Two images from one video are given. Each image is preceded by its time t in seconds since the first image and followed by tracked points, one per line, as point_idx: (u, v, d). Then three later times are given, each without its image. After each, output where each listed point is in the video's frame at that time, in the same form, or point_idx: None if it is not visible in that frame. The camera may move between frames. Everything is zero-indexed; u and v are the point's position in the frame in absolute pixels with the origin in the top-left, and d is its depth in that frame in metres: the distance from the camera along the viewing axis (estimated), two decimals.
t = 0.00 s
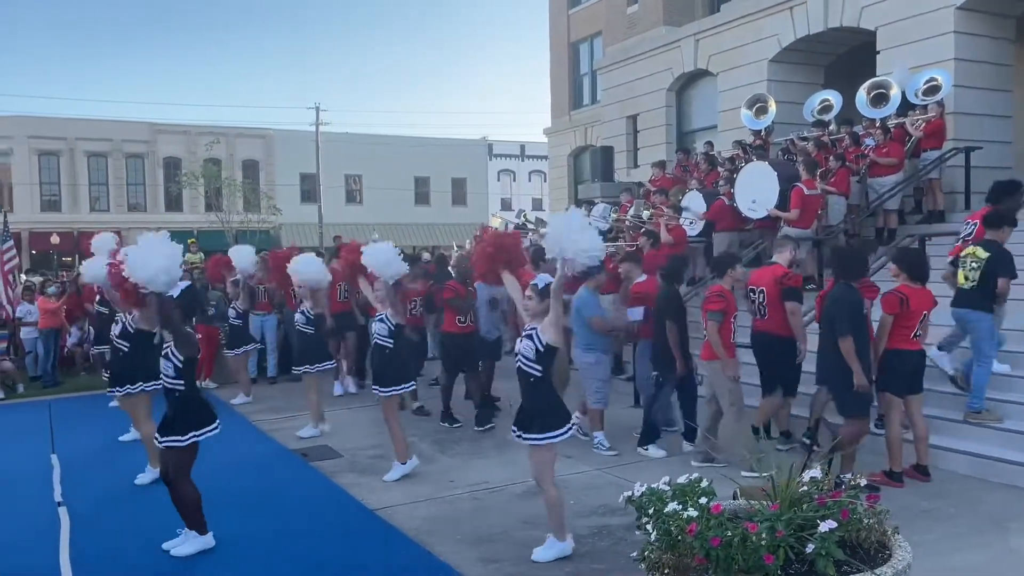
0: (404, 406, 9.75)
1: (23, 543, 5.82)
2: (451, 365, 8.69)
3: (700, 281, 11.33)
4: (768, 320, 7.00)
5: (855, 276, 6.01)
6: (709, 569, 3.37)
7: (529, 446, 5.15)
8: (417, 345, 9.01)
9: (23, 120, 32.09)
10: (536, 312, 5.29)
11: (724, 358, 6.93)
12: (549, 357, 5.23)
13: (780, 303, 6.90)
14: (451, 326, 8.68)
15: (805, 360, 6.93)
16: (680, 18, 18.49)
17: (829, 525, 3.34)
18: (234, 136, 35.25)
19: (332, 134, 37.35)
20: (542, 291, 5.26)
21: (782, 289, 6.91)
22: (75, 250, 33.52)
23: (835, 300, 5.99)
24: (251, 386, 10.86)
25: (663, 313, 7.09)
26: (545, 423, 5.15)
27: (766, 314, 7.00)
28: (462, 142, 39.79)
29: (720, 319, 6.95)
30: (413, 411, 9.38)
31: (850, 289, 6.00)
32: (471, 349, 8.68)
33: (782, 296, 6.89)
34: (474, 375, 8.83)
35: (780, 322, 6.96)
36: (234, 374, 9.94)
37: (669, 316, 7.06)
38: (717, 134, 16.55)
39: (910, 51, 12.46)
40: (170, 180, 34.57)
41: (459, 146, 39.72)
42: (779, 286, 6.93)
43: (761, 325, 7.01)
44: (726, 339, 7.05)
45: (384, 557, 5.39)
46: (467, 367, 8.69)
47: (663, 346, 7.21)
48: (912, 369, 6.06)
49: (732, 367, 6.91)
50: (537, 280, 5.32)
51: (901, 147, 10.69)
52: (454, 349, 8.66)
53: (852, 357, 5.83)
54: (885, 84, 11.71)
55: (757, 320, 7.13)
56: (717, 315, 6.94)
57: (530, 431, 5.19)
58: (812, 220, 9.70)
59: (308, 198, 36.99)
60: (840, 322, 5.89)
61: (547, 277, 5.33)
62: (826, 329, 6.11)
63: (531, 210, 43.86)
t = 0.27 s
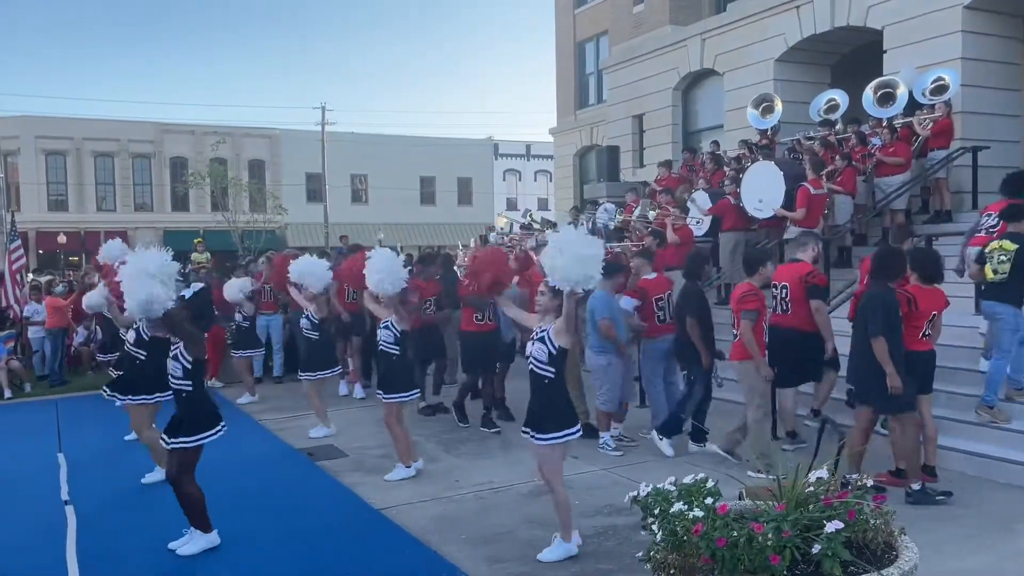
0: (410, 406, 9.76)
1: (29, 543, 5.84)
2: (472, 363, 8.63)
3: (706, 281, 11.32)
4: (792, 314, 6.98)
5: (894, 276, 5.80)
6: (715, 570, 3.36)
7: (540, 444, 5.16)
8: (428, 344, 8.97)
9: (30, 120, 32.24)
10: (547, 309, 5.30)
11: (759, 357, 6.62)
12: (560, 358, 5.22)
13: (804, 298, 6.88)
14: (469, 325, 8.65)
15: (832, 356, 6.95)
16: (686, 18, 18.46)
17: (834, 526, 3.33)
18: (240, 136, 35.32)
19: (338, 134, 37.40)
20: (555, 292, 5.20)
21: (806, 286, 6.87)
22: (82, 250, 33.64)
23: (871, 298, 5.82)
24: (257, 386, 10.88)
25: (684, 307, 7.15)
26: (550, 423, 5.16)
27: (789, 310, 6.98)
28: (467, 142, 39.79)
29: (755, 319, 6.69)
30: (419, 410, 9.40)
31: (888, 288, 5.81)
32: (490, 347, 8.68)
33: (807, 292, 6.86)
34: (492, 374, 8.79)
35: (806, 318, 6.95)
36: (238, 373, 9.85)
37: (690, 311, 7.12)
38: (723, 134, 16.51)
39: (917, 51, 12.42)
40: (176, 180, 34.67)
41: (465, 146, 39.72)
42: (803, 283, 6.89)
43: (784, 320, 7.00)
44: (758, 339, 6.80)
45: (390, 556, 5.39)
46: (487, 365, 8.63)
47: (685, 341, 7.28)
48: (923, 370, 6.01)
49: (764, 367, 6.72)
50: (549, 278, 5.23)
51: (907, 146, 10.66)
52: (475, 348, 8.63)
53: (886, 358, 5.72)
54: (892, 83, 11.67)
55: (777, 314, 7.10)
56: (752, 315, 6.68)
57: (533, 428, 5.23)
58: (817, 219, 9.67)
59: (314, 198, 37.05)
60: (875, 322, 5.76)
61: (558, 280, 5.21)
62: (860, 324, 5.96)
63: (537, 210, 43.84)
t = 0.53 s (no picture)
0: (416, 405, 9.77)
1: (38, 541, 5.87)
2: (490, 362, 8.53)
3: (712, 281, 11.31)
4: (822, 312, 6.89)
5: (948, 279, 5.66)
6: (722, 570, 3.36)
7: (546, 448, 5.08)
8: (436, 343, 8.93)
9: (38, 120, 32.36)
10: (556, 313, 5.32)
11: (785, 359, 6.54)
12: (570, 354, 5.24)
13: (837, 295, 6.79)
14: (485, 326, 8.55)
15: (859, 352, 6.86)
16: (693, 17, 18.45)
17: (842, 526, 3.33)
18: (247, 136, 35.41)
19: (344, 134, 37.46)
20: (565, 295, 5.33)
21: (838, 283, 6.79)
22: (90, 249, 33.76)
23: (930, 303, 5.62)
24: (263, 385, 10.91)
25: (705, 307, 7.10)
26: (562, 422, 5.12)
27: (821, 307, 6.88)
28: (473, 142, 39.82)
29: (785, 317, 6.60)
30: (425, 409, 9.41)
31: (944, 293, 5.65)
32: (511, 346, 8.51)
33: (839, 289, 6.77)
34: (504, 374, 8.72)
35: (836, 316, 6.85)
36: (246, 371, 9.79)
37: (712, 311, 7.07)
38: (729, 133, 16.49)
39: (924, 50, 12.37)
40: (183, 179, 34.77)
41: (471, 146, 39.75)
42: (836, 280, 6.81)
43: (813, 317, 6.92)
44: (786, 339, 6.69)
45: (396, 555, 5.40)
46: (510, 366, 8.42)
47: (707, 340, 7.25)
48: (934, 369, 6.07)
49: (787, 367, 6.68)
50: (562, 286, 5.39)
51: (915, 145, 10.63)
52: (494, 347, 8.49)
53: (937, 366, 5.54)
54: (899, 82, 11.63)
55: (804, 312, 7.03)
56: (781, 313, 6.59)
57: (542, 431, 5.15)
58: (824, 220, 9.64)
59: (320, 197, 37.12)
60: (930, 329, 5.58)
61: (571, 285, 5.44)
62: (913, 327, 5.79)
63: (543, 210, 43.84)
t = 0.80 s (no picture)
0: (423, 404, 9.78)
1: (46, 539, 5.90)
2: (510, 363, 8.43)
3: (719, 280, 11.29)
4: (853, 295, 7.04)
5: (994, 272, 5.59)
6: (729, 570, 3.35)
7: (557, 434, 5.12)
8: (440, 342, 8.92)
9: (47, 120, 32.48)
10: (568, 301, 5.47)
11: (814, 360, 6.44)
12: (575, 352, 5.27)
13: (871, 277, 6.98)
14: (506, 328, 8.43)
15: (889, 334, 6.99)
16: (700, 17, 18.42)
17: (850, 526, 3.32)
18: (254, 135, 35.49)
19: (351, 133, 37.51)
20: (577, 282, 5.49)
21: (874, 263, 7.00)
22: (98, 249, 33.86)
23: (975, 301, 5.50)
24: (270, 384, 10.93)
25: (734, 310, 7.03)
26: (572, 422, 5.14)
27: (852, 289, 7.03)
28: (480, 141, 39.83)
29: (814, 312, 6.56)
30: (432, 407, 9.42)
31: (990, 288, 5.54)
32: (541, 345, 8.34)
33: (873, 270, 6.99)
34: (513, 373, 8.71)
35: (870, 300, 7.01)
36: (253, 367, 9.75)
37: (741, 313, 6.98)
38: (736, 133, 16.45)
39: (933, 49, 12.33)
40: (191, 179, 34.86)
41: (477, 146, 39.77)
42: (871, 260, 7.02)
43: (843, 297, 7.09)
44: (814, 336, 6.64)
45: (403, 554, 5.41)
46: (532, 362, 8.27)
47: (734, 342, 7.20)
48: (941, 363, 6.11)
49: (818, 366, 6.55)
50: (574, 275, 5.57)
51: (922, 144, 10.61)
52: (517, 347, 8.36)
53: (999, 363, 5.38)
54: (908, 81, 11.59)
55: (838, 297, 7.13)
56: (812, 308, 6.56)
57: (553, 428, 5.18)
58: (832, 219, 9.62)
59: (327, 197, 37.18)
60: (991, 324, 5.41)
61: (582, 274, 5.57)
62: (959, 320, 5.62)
63: (550, 210, 43.83)
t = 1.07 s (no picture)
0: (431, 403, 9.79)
1: (56, 537, 5.92)
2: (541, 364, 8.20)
3: (727, 279, 11.26)
4: (876, 291, 7.02)
5: None
6: (738, 570, 3.35)
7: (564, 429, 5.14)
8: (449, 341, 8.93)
9: (56, 120, 32.64)
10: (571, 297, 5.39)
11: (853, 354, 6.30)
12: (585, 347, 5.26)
13: (894, 273, 7.00)
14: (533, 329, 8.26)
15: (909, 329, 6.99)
16: (708, 16, 18.38)
17: (860, 526, 3.31)
18: (262, 135, 35.58)
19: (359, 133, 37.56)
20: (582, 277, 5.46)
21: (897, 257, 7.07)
22: (107, 248, 33.99)
23: (1021, 301, 5.37)
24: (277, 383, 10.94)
25: (765, 311, 7.07)
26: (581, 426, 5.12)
27: (876, 284, 7.02)
28: (487, 141, 39.84)
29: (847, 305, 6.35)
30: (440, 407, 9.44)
31: None
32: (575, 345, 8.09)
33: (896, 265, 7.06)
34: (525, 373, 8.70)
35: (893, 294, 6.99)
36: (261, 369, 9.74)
37: (774, 313, 7.05)
38: (745, 132, 16.41)
39: (942, 48, 12.28)
40: (200, 178, 34.98)
41: (485, 145, 39.78)
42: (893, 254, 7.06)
43: (866, 292, 7.04)
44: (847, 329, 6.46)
45: (410, 553, 5.42)
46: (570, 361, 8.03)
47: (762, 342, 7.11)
48: (955, 366, 6.01)
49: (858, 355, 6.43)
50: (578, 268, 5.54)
51: (932, 144, 10.58)
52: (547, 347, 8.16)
53: None
54: (917, 80, 11.55)
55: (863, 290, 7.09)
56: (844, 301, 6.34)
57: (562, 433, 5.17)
58: (842, 219, 9.59)
59: (335, 196, 37.24)
60: None
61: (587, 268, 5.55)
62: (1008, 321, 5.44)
63: (557, 209, 43.80)
